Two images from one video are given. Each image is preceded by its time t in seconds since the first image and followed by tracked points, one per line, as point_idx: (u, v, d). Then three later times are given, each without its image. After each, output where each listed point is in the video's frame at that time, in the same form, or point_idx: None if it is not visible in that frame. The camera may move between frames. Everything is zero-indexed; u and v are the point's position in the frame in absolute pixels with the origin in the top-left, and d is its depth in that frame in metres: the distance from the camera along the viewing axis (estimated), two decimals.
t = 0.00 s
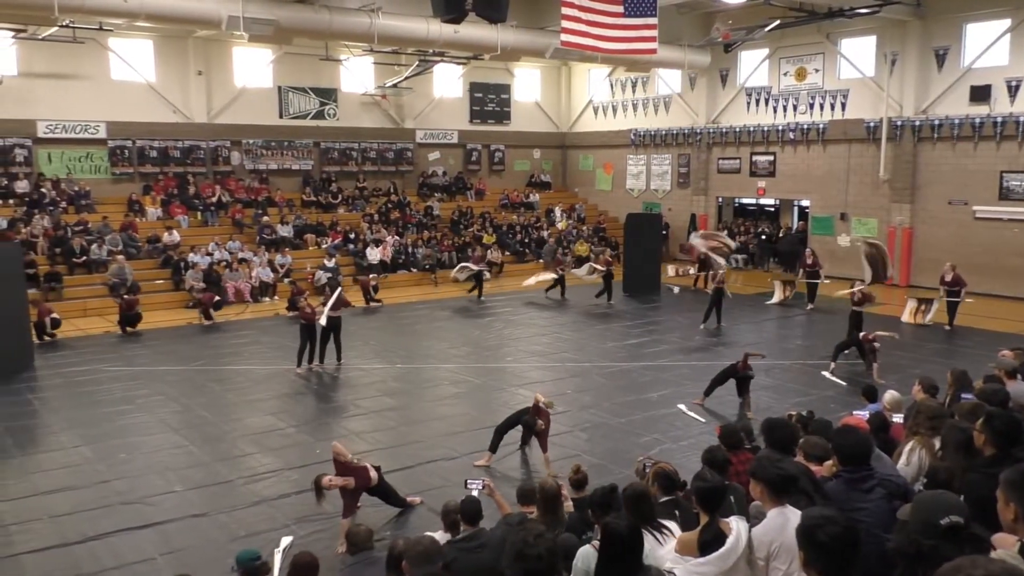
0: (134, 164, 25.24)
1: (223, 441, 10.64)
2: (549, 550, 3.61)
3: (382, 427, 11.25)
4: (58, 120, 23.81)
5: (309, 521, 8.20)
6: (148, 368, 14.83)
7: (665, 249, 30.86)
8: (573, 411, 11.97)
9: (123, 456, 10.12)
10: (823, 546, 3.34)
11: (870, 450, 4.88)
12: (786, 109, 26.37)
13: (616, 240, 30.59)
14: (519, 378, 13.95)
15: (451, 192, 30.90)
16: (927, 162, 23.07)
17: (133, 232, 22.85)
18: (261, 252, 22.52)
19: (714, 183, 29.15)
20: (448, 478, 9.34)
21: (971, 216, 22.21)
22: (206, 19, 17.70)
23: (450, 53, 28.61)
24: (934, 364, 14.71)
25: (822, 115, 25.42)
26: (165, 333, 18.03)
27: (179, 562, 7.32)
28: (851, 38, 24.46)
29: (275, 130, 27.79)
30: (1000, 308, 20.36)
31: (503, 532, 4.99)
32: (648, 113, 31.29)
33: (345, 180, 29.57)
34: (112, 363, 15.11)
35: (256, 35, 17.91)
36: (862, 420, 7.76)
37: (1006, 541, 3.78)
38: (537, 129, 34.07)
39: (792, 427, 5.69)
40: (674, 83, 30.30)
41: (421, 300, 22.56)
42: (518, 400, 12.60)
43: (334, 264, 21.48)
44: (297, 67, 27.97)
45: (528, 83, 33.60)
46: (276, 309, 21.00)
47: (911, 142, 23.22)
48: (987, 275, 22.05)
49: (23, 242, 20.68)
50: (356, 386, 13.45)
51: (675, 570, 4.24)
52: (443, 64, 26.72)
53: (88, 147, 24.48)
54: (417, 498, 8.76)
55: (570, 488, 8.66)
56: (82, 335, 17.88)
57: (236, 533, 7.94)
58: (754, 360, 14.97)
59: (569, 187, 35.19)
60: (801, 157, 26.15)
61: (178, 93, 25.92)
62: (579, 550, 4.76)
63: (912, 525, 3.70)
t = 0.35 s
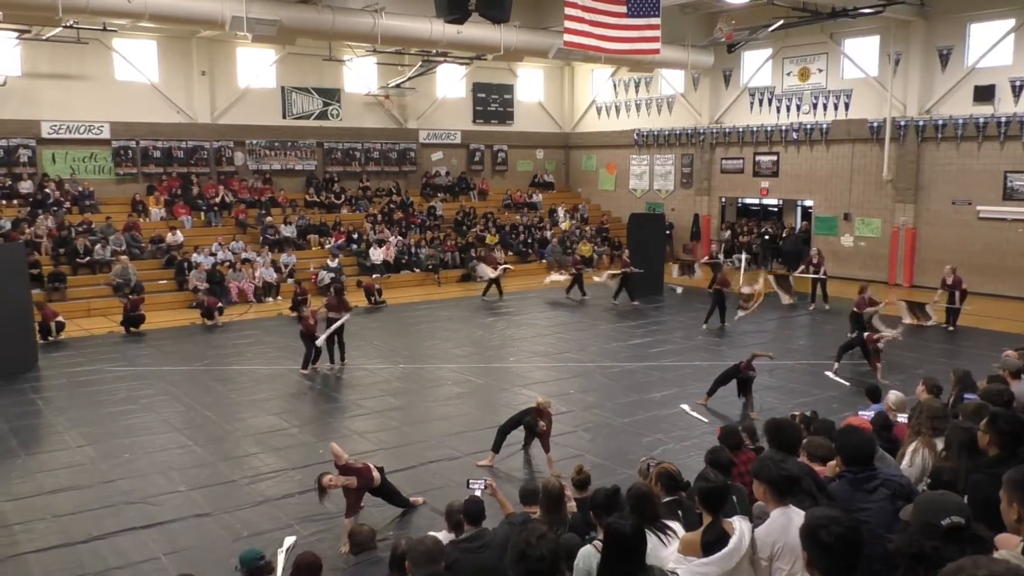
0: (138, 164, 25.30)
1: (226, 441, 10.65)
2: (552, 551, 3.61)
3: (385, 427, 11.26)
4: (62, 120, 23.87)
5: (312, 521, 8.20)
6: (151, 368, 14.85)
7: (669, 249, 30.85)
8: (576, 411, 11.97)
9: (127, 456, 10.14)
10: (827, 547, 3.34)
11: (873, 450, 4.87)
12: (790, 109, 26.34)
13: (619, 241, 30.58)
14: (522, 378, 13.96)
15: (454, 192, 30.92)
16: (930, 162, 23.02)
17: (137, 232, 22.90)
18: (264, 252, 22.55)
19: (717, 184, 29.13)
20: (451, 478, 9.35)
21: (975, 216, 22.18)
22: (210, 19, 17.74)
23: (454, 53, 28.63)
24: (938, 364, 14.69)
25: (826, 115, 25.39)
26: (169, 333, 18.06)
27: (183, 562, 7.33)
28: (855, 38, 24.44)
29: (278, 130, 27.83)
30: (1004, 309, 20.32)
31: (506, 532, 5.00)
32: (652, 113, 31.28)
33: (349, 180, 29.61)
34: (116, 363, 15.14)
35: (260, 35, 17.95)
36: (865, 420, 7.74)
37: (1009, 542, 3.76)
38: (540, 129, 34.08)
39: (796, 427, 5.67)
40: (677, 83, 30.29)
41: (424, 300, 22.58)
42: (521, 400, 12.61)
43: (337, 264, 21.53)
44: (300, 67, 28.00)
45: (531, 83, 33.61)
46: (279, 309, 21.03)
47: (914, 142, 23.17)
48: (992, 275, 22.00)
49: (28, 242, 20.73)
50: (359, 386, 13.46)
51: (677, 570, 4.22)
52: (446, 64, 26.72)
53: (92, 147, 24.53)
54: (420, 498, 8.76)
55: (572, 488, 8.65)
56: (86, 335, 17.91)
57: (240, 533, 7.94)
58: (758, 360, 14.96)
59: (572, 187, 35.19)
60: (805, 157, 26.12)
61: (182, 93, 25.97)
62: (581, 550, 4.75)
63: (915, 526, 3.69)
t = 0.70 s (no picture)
0: (139, 164, 25.32)
1: (228, 441, 10.65)
2: (554, 551, 3.62)
3: (386, 427, 11.27)
4: (63, 120, 23.88)
5: (314, 521, 8.21)
6: (152, 368, 14.85)
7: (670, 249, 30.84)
8: (577, 411, 11.97)
9: (128, 456, 10.14)
10: (828, 547, 3.34)
11: (874, 450, 4.88)
12: (790, 109, 26.33)
13: (620, 241, 30.60)
14: (523, 378, 13.96)
15: (455, 192, 30.93)
16: (931, 162, 23.01)
17: (138, 232, 22.91)
18: (265, 252, 22.56)
19: (717, 184, 29.12)
20: (452, 479, 9.35)
21: (976, 216, 22.18)
22: (211, 19, 17.74)
23: (455, 53, 28.63)
24: (939, 363, 14.69)
25: (826, 115, 25.38)
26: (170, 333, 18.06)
27: (184, 562, 7.34)
28: (856, 38, 24.43)
29: (279, 130, 27.84)
30: (1004, 309, 20.32)
31: (507, 532, 5.00)
32: (653, 113, 31.27)
33: (350, 180, 29.62)
34: (117, 363, 15.14)
35: (261, 35, 17.95)
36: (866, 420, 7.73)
37: (1010, 542, 3.73)
38: (541, 129, 34.09)
39: (796, 426, 5.68)
40: (677, 83, 30.29)
41: (425, 300, 22.59)
42: (522, 400, 12.61)
43: (337, 263, 21.54)
44: (301, 68, 28.01)
45: (532, 83, 33.63)
46: (280, 309, 21.04)
47: (915, 142, 23.16)
48: (992, 276, 22.00)
49: (29, 243, 20.75)
50: (360, 386, 13.45)
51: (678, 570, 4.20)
52: (447, 64, 26.71)
53: (93, 147, 24.54)
54: (421, 498, 8.77)
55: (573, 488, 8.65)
56: (86, 335, 17.91)
57: (241, 533, 7.95)
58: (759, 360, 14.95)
59: (573, 187, 35.18)
60: (806, 157, 26.10)
61: (183, 94, 25.99)
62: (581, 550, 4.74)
63: (916, 526, 3.69)
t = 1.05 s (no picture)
0: (139, 164, 25.33)
1: (228, 442, 10.65)
2: (554, 551, 3.61)
3: (387, 427, 11.27)
4: (63, 120, 23.89)
5: (314, 521, 8.21)
6: (153, 368, 14.86)
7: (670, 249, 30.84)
8: (577, 411, 11.97)
9: (129, 456, 10.15)
10: (828, 547, 3.34)
11: (874, 450, 4.88)
12: (791, 109, 26.32)
13: (620, 241, 30.62)
14: (524, 378, 13.96)
15: (456, 192, 30.94)
16: (932, 162, 23.00)
17: (138, 232, 22.91)
18: (265, 252, 22.56)
19: (718, 184, 29.12)
20: (452, 479, 9.35)
21: (976, 216, 22.17)
22: (211, 19, 17.74)
23: (455, 53, 28.61)
24: (940, 363, 14.69)
25: (827, 115, 25.38)
26: (170, 334, 18.07)
27: (184, 562, 7.34)
28: (856, 38, 24.43)
29: (279, 130, 27.84)
30: (1005, 308, 20.32)
31: (507, 533, 5.00)
32: (653, 113, 31.25)
33: (350, 180, 29.62)
34: (117, 363, 15.15)
35: (261, 35, 17.95)
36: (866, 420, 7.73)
37: (1010, 542, 3.73)
38: (541, 129, 34.09)
39: (796, 427, 5.68)
40: (677, 83, 30.30)
41: (425, 301, 22.59)
42: (522, 400, 12.61)
43: (338, 263, 21.54)
44: (301, 68, 28.01)
45: (533, 83, 33.64)
46: (280, 309, 21.05)
47: (916, 142, 23.14)
48: (993, 275, 22.00)
49: (29, 243, 20.76)
50: (361, 386, 13.46)
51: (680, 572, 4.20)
52: (447, 64, 26.69)
53: (93, 147, 24.56)
54: (421, 498, 8.77)
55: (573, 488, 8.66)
56: (87, 335, 17.92)
57: (241, 533, 7.95)
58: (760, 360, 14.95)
59: (574, 187, 35.18)
60: (806, 157, 26.09)
61: (183, 94, 26.00)
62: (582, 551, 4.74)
63: (916, 526, 3.69)
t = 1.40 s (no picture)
0: (140, 164, 25.33)
1: (228, 442, 10.66)
2: (555, 552, 3.61)
3: (387, 427, 11.27)
4: (64, 120, 23.90)
5: (314, 521, 8.21)
6: (153, 368, 14.86)
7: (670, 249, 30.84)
8: (578, 411, 11.98)
9: (129, 456, 10.15)
10: (829, 547, 3.33)
11: (875, 450, 4.87)
12: (791, 109, 26.31)
13: (620, 241, 30.64)
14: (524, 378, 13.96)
15: (456, 192, 30.95)
16: (932, 162, 22.99)
17: (139, 232, 22.90)
18: (266, 252, 22.56)
19: (718, 184, 29.11)
20: (453, 479, 9.35)
21: (976, 216, 22.17)
22: (212, 19, 17.74)
23: (456, 53, 28.60)
24: (940, 363, 14.69)
25: (827, 115, 25.38)
26: (171, 334, 18.07)
27: (185, 562, 7.34)
28: (857, 38, 24.42)
29: (280, 130, 27.84)
30: (1005, 308, 20.32)
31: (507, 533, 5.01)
32: (653, 113, 31.25)
33: (350, 181, 29.63)
34: (118, 363, 15.15)
35: (262, 35, 17.95)
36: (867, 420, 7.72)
37: (1012, 541, 3.71)
38: (541, 129, 34.10)
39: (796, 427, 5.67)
40: (678, 83, 30.29)
41: (426, 300, 22.59)
42: (523, 400, 12.61)
43: (338, 263, 21.54)
44: (302, 68, 28.01)
45: (533, 83, 33.63)
46: (281, 310, 21.06)
47: (916, 142, 23.13)
48: (993, 275, 22.00)
49: (29, 243, 20.77)
50: (361, 386, 13.46)
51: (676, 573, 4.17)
52: (447, 64, 26.67)
53: (94, 148, 24.56)
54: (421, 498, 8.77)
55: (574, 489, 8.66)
56: (87, 335, 17.92)
57: (242, 533, 7.95)
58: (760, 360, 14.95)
59: (574, 187, 35.18)
60: (807, 157, 26.08)
61: (184, 94, 26.00)
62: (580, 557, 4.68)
63: (916, 526, 3.69)
